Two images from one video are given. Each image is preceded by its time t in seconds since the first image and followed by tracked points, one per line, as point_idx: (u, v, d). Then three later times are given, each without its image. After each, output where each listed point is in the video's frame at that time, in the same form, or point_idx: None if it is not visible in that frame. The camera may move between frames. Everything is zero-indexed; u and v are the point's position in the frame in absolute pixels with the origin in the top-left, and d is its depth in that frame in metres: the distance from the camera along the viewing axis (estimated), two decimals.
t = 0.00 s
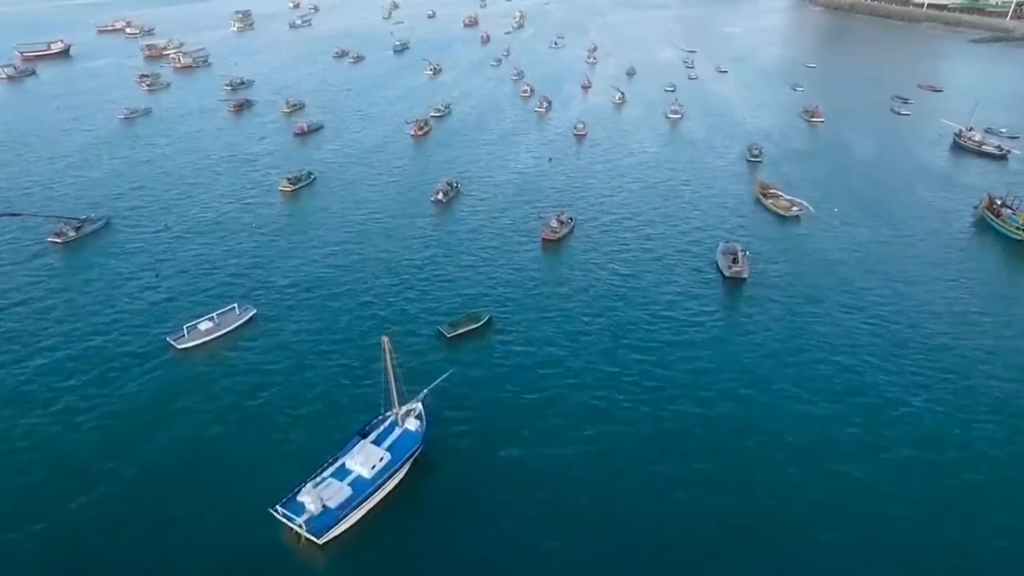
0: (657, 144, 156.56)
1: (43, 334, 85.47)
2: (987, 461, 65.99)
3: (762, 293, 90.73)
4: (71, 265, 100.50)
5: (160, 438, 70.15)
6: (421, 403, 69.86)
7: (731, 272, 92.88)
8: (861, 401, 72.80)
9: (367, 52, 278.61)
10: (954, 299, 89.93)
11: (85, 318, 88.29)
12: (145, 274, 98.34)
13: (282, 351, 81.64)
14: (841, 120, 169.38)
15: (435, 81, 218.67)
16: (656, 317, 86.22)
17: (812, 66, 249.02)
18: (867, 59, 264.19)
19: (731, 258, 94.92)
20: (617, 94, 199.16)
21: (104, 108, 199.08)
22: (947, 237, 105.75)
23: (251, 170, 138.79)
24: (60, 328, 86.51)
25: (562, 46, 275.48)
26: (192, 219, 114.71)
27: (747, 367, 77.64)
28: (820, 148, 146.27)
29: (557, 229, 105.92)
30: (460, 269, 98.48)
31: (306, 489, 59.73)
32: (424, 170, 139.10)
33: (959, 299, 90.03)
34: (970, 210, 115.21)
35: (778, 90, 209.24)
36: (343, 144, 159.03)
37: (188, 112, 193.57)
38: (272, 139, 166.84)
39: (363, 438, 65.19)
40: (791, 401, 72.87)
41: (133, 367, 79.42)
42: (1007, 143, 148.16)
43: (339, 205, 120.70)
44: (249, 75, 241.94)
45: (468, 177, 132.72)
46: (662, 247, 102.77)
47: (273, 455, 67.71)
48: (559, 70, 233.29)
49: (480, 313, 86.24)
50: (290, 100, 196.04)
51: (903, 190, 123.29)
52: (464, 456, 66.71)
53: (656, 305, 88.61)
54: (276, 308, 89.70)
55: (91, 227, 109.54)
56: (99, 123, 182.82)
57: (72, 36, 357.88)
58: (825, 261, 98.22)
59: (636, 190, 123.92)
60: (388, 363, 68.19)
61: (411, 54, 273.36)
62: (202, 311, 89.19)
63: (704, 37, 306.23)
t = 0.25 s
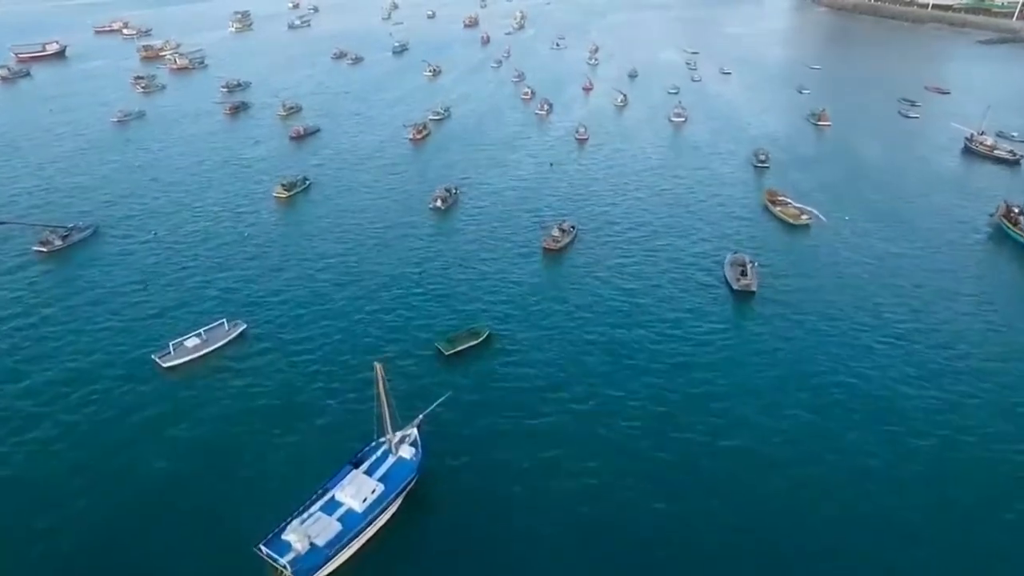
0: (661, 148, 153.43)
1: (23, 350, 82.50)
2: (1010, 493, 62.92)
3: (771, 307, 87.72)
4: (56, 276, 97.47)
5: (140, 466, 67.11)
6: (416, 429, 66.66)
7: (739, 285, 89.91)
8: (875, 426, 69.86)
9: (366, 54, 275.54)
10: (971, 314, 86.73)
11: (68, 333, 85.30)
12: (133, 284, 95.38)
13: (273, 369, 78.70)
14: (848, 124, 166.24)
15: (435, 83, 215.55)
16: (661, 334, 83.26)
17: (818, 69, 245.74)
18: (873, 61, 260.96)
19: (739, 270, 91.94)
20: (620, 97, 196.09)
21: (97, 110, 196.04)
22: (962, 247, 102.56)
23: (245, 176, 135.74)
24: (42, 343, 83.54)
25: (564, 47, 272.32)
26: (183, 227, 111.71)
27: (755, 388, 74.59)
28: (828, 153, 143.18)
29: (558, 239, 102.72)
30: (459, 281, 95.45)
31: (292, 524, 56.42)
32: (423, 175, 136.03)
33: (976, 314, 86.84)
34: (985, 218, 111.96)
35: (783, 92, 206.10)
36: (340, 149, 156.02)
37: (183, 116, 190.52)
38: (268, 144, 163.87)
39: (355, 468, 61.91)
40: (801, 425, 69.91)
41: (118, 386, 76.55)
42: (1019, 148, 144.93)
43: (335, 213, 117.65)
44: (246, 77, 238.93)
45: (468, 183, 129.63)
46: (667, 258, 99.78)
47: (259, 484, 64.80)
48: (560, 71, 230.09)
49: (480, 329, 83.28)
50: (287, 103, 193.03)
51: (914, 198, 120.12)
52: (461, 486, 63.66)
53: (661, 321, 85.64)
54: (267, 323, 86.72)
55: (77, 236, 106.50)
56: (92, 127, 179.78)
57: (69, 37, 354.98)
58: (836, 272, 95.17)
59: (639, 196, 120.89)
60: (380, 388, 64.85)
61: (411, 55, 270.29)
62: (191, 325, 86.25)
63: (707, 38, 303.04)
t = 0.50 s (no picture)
0: (664, 152, 150.71)
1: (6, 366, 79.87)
2: None
3: (779, 320, 84.98)
4: (42, 286, 94.80)
5: (123, 488, 64.57)
6: (411, 453, 63.96)
7: (747, 296, 87.50)
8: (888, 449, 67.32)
9: (365, 55, 272.77)
10: (987, 328, 83.92)
11: (53, 348, 82.68)
12: (121, 295, 92.68)
13: (264, 387, 76.09)
14: (855, 127, 163.43)
15: (434, 85, 212.82)
16: (666, 350, 80.64)
17: (821, 70, 242.82)
18: (878, 62, 258.00)
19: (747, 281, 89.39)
20: (621, 99, 193.27)
21: (91, 113, 193.34)
22: (975, 256, 99.71)
23: (240, 181, 133.01)
24: (25, 359, 80.87)
25: (564, 48, 269.44)
26: (174, 235, 108.95)
27: (764, 409, 71.97)
28: (834, 158, 140.39)
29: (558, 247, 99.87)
30: (458, 291, 92.67)
31: (279, 559, 53.73)
32: (421, 180, 133.14)
33: (993, 327, 84.02)
34: (999, 225, 109.02)
35: (787, 94, 203.26)
36: (337, 153, 153.18)
37: (178, 119, 187.82)
38: (264, 147, 161.09)
39: (347, 495, 59.17)
40: (811, 449, 67.36)
41: (103, 405, 73.97)
42: None
43: (331, 219, 114.84)
44: (243, 79, 236.24)
45: (468, 188, 126.82)
46: (671, 268, 96.99)
47: (246, 508, 62.26)
48: (561, 73, 227.23)
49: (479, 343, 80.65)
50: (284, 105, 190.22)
51: (924, 204, 117.34)
52: (457, 514, 61.16)
53: (666, 335, 82.99)
54: (259, 336, 84.02)
55: (66, 243, 103.77)
56: (86, 130, 177.10)
57: (65, 38, 352.35)
58: (845, 283, 92.41)
59: (643, 203, 118.12)
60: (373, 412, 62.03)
61: (410, 56, 267.42)
62: (180, 339, 83.55)
63: (708, 40, 300.26)
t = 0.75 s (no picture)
0: (667, 156, 147.67)
1: None
2: None
3: (788, 337, 82.08)
4: (27, 299, 91.83)
5: (110, 517, 61.68)
6: (406, 484, 61.08)
7: (757, 311, 84.63)
8: (905, 480, 64.51)
9: (364, 56, 269.77)
10: (1005, 345, 80.95)
11: (36, 366, 79.71)
12: (107, 308, 89.73)
13: (254, 409, 73.18)
14: (862, 131, 160.32)
15: (432, 87, 209.76)
16: (672, 370, 77.78)
17: (826, 71, 239.65)
18: (883, 63, 254.85)
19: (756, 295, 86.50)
20: (623, 101, 190.12)
21: (85, 116, 190.30)
22: (990, 268, 96.73)
23: (234, 188, 129.99)
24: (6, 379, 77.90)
25: (566, 50, 266.38)
26: (164, 245, 105.91)
27: (774, 434, 69.17)
28: (842, 163, 137.28)
29: (561, 257, 97.06)
30: (456, 305, 89.62)
31: None
32: (419, 186, 129.97)
33: (1011, 345, 81.04)
34: (1013, 235, 106.06)
35: (792, 97, 200.16)
36: (334, 157, 150.07)
37: (173, 122, 184.77)
38: (259, 152, 158.00)
39: (336, 532, 56.31)
40: (824, 478, 64.59)
41: (86, 428, 71.16)
42: None
43: (326, 227, 111.76)
44: (240, 81, 233.26)
45: (467, 194, 123.67)
46: (677, 280, 94.03)
47: (233, 535, 59.63)
48: (562, 75, 224.11)
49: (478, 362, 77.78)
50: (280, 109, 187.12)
51: (936, 211, 114.34)
52: (454, 549, 58.26)
53: (671, 354, 80.09)
54: (250, 353, 81.05)
55: (52, 253, 100.76)
56: (79, 134, 174.07)
57: (62, 39, 349.34)
58: (857, 298, 89.37)
59: (646, 210, 115.04)
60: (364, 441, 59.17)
61: (410, 58, 264.25)
62: (167, 356, 80.68)
63: (711, 40, 297.17)
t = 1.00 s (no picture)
0: (670, 160, 144.71)
1: None
2: None
3: (798, 355, 79.25)
4: (11, 313, 88.94)
5: (97, 551, 58.97)
6: (401, 517, 58.25)
7: (767, 326, 81.88)
8: (921, 513, 61.73)
9: (362, 57, 266.94)
10: None
11: (17, 385, 76.85)
12: (94, 322, 86.82)
13: (243, 432, 70.38)
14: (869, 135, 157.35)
15: (431, 90, 206.85)
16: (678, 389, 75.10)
17: (830, 73, 236.87)
18: (887, 65, 252.02)
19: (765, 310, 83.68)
20: (625, 104, 187.17)
21: (78, 119, 187.38)
22: (1006, 280, 93.87)
23: (227, 194, 127.07)
24: None
25: (567, 51, 263.66)
26: (154, 254, 103.02)
27: (785, 461, 66.54)
28: (849, 168, 134.28)
29: (562, 267, 94.20)
30: (454, 320, 86.73)
31: None
32: (417, 191, 126.99)
33: None
34: None
35: (796, 100, 197.27)
36: (330, 162, 147.07)
37: (167, 126, 181.85)
38: (254, 157, 155.08)
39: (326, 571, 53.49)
40: (839, 510, 61.81)
41: (67, 452, 68.38)
42: None
43: (321, 236, 108.80)
44: (236, 83, 230.36)
45: (466, 200, 120.73)
46: (682, 293, 91.15)
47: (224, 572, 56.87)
48: (562, 76, 221.22)
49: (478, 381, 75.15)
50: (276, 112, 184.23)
51: (948, 218, 111.41)
52: None
53: (678, 373, 77.31)
54: (240, 372, 78.12)
55: (38, 263, 97.85)
56: (71, 138, 171.17)
57: (58, 40, 346.45)
58: (869, 313, 86.40)
59: (650, 218, 112.01)
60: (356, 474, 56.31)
61: (408, 59, 261.29)
62: (155, 374, 77.83)
63: (713, 41, 294.23)
